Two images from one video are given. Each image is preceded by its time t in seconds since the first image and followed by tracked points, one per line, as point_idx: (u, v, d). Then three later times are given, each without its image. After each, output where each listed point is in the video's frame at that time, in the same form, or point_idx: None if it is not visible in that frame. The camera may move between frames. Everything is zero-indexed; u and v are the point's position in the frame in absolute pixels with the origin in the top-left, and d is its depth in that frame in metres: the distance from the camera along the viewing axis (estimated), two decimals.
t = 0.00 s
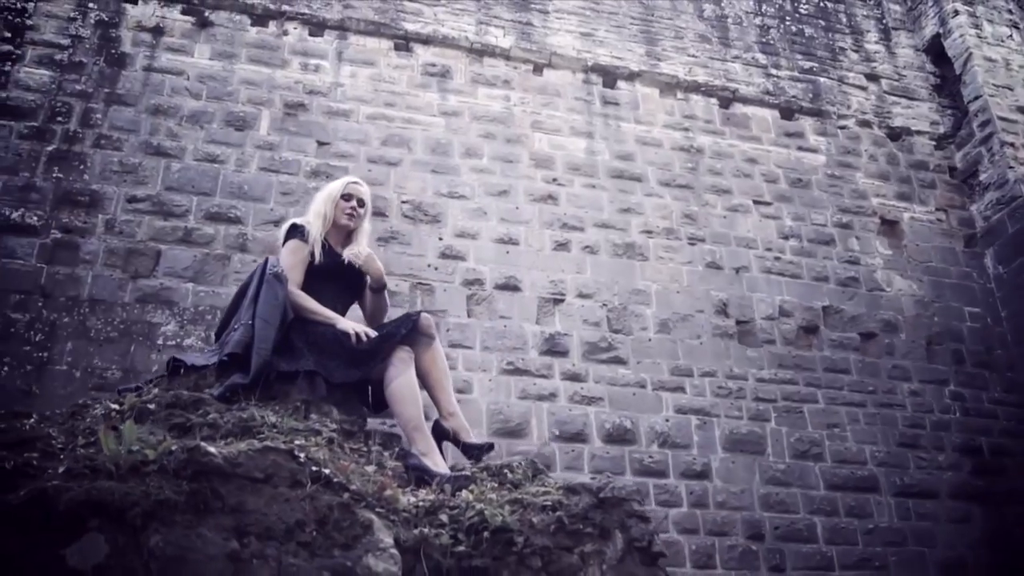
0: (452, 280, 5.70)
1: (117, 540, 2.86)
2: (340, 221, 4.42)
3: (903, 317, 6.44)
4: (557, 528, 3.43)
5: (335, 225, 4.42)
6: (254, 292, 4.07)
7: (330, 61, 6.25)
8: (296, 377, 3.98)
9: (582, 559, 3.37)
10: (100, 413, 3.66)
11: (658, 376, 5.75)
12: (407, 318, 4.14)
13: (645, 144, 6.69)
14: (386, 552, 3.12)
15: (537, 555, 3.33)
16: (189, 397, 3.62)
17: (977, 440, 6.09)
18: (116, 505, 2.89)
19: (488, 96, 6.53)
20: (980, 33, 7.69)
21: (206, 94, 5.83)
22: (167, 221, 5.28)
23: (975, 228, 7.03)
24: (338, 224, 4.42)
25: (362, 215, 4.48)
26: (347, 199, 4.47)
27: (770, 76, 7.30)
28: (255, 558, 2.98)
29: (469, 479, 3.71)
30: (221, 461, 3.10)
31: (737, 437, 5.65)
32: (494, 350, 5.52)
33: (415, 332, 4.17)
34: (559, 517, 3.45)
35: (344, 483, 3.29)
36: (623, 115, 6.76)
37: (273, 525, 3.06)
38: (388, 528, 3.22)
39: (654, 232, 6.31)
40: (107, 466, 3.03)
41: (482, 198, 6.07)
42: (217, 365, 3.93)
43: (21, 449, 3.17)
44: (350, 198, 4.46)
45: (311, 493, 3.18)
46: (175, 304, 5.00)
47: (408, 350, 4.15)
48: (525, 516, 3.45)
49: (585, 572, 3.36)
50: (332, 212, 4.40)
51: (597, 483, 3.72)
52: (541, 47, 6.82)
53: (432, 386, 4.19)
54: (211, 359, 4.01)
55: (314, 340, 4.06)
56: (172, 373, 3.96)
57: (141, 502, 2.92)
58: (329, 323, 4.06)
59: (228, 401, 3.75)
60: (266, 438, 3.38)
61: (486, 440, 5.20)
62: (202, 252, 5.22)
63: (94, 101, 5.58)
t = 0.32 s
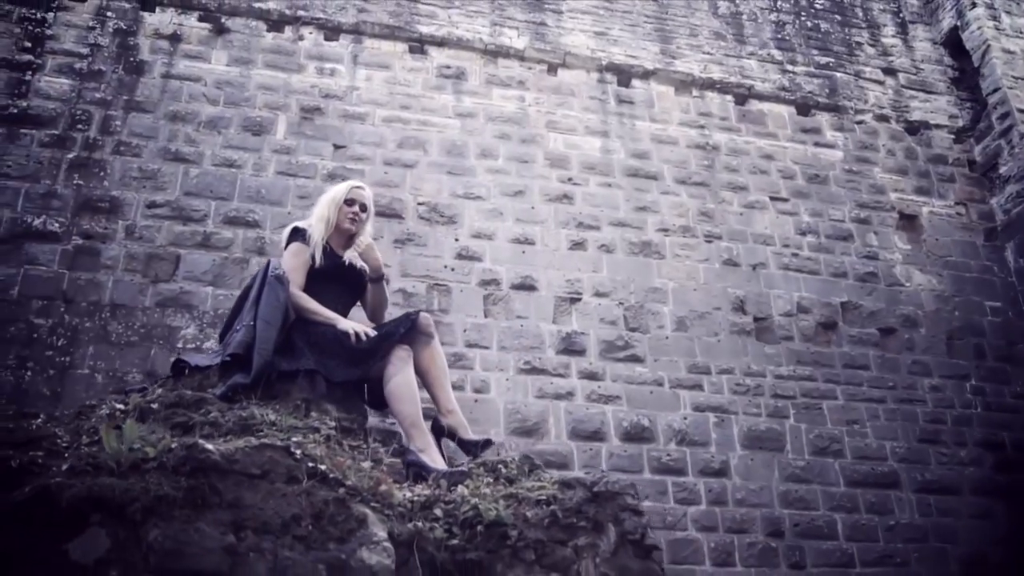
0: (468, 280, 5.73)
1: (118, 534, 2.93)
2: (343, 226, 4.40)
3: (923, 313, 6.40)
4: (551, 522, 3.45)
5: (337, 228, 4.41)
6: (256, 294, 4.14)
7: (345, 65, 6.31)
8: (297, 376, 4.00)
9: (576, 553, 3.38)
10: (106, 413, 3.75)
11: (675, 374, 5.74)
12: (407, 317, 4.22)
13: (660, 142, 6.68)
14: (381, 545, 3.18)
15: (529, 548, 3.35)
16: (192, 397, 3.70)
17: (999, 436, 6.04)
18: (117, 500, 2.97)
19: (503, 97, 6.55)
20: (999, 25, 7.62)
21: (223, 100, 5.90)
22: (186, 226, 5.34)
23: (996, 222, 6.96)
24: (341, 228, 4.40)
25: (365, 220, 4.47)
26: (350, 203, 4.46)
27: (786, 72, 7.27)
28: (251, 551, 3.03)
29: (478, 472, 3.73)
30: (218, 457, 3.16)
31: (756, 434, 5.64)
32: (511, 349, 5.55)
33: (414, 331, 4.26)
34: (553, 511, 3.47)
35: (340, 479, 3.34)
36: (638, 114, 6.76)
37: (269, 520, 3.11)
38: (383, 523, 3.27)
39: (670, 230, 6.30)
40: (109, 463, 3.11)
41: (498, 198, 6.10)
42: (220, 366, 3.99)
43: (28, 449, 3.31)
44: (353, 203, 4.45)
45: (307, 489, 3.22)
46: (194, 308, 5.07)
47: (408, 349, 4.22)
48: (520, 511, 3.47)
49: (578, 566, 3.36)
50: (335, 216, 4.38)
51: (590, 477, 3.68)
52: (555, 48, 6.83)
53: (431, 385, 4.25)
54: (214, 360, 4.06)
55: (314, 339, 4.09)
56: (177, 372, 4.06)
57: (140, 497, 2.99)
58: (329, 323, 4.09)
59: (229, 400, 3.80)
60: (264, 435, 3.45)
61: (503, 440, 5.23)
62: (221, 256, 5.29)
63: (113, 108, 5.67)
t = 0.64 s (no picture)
0: (485, 280, 5.76)
1: (122, 526, 3.05)
2: (347, 225, 4.48)
3: (943, 306, 6.36)
4: (548, 513, 3.48)
5: (341, 227, 4.48)
6: (261, 293, 4.22)
7: (360, 67, 6.36)
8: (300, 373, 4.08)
9: (572, 543, 3.43)
10: (115, 413, 3.86)
11: (693, 370, 5.74)
12: (407, 315, 4.23)
13: (675, 139, 6.68)
14: (377, 536, 3.22)
15: (526, 539, 3.39)
16: (197, 395, 3.75)
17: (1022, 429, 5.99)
18: (121, 494, 3.09)
19: (518, 97, 6.57)
20: (1017, 15, 7.54)
21: (239, 104, 5.96)
22: (205, 230, 5.41)
23: (1017, 214, 6.89)
24: (344, 226, 4.48)
25: (367, 218, 4.55)
26: (352, 202, 4.54)
27: (801, 66, 7.24)
28: (251, 542, 3.10)
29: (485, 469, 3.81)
30: (219, 452, 3.24)
31: (775, 430, 5.63)
32: (528, 348, 5.57)
33: (415, 328, 4.28)
34: (549, 502, 3.50)
35: (339, 472, 3.40)
36: (653, 111, 6.76)
37: (269, 512, 3.18)
38: (379, 514, 3.31)
39: (686, 227, 6.30)
40: (112, 458, 3.24)
41: (514, 198, 6.12)
42: (226, 365, 4.06)
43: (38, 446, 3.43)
44: (354, 202, 4.53)
45: (306, 482, 3.29)
46: (214, 311, 5.14)
47: (408, 346, 4.25)
48: (516, 502, 3.51)
49: (575, 557, 3.41)
50: (338, 215, 4.46)
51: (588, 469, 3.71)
52: (569, 46, 6.84)
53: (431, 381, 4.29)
54: (220, 358, 4.12)
55: (317, 338, 4.16)
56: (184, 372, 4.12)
57: (143, 491, 3.10)
58: (331, 322, 4.16)
59: (235, 397, 3.87)
60: (266, 431, 3.49)
61: (521, 438, 5.25)
62: (240, 259, 5.35)
63: (132, 115, 5.74)
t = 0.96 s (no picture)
0: (502, 280, 5.78)
1: (129, 518, 3.22)
2: (351, 222, 4.54)
3: (964, 300, 6.32)
4: (545, 504, 3.55)
5: (346, 225, 4.54)
6: (267, 293, 4.31)
7: (376, 70, 6.41)
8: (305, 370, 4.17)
9: (570, 534, 3.53)
10: (124, 408, 3.93)
11: (712, 367, 5.73)
12: (411, 312, 4.29)
13: (692, 136, 6.67)
14: (377, 526, 3.37)
15: (524, 529, 3.49)
16: (204, 392, 3.85)
17: None
18: (127, 487, 3.23)
19: (533, 97, 6.59)
20: None
21: (257, 109, 6.03)
22: (224, 233, 5.48)
23: None
24: (349, 224, 4.54)
25: (371, 213, 4.60)
26: (354, 199, 4.60)
27: (818, 61, 7.22)
28: (254, 533, 3.28)
29: (484, 460, 3.85)
30: (222, 445, 3.36)
31: (795, 426, 5.62)
32: (546, 347, 5.59)
33: (418, 325, 4.36)
34: (547, 494, 3.57)
35: (340, 464, 3.51)
36: (669, 109, 6.76)
37: (272, 503, 3.33)
38: (380, 505, 3.44)
39: (703, 224, 6.29)
40: (121, 452, 3.34)
41: (530, 198, 6.14)
42: (232, 362, 4.16)
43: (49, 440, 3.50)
44: (356, 199, 4.59)
45: (307, 474, 3.41)
46: (233, 313, 5.21)
47: (411, 343, 4.31)
48: (515, 493, 3.57)
49: (573, 548, 3.51)
50: (341, 214, 4.52)
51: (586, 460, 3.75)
52: (584, 46, 6.86)
53: (433, 376, 4.36)
54: (228, 355, 4.21)
55: (322, 335, 4.24)
56: (192, 369, 4.19)
57: (148, 484, 3.24)
58: (336, 319, 4.23)
59: (241, 394, 3.95)
60: (270, 425, 3.57)
61: (540, 437, 5.27)
62: (260, 262, 5.42)
63: (151, 121, 5.83)
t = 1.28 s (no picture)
0: (520, 279, 5.81)
1: (141, 509, 3.29)
2: (356, 219, 4.61)
3: (985, 293, 6.27)
4: (547, 494, 3.61)
5: (353, 223, 4.62)
6: (276, 291, 4.34)
7: (392, 73, 6.46)
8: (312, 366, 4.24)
9: (571, 523, 3.58)
10: (137, 406, 3.97)
11: (731, 363, 5.73)
12: (414, 309, 4.35)
13: (708, 133, 6.66)
14: (381, 516, 3.40)
15: (525, 519, 3.55)
16: (215, 388, 3.87)
17: None
18: (139, 479, 3.31)
19: (549, 96, 6.62)
20: None
21: (276, 114, 6.10)
22: (244, 237, 5.55)
23: None
24: (355, 221, 4.61)
25: (375, 210, 4.68)
26: (358, 197, 4.67)
27: (834, 55, 7.19)
28: (261, 523, 3.34)
29: (487, 451, 3.92)
30: (229, 439, 3.44)
31: (815, 421, 5.60)
32: (565, 345, 5.61)
33: (423, 321, 4.39)
34: (548, 483, 3.63)
35: (345, 456, 3.56)
36: (685, 106, 6.75)
37: (278, 495, 3.39)
38: (383, 496, 3.48)
39: (720, 220, 6.28)
40: (132, 447, 3.42)
41: (547, 197, 6.16)
42: (244, 360, 4.21)
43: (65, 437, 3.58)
44: (360, 197, 4.66)
45: (313, 466, 3.47)
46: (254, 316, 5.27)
47: (417, 339, 4.36)
48: (517, 484, 3.66)
49: (573, 536, 3.56)
50: (347, 212, 4.59)
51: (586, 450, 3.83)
52: (599, 44, 6.88)
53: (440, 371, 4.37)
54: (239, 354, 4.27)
55: (329, 332, 4.30)
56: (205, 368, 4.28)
57: (158, 475, 3.32)
58: (340, 317, 4.26)
59: (251, 391, 4.01)
60: (277, 419, 3.64)
61: (560, 435, 5.29)
62: (280, 265, 5.47)
63: (171, 127, 5.91)
